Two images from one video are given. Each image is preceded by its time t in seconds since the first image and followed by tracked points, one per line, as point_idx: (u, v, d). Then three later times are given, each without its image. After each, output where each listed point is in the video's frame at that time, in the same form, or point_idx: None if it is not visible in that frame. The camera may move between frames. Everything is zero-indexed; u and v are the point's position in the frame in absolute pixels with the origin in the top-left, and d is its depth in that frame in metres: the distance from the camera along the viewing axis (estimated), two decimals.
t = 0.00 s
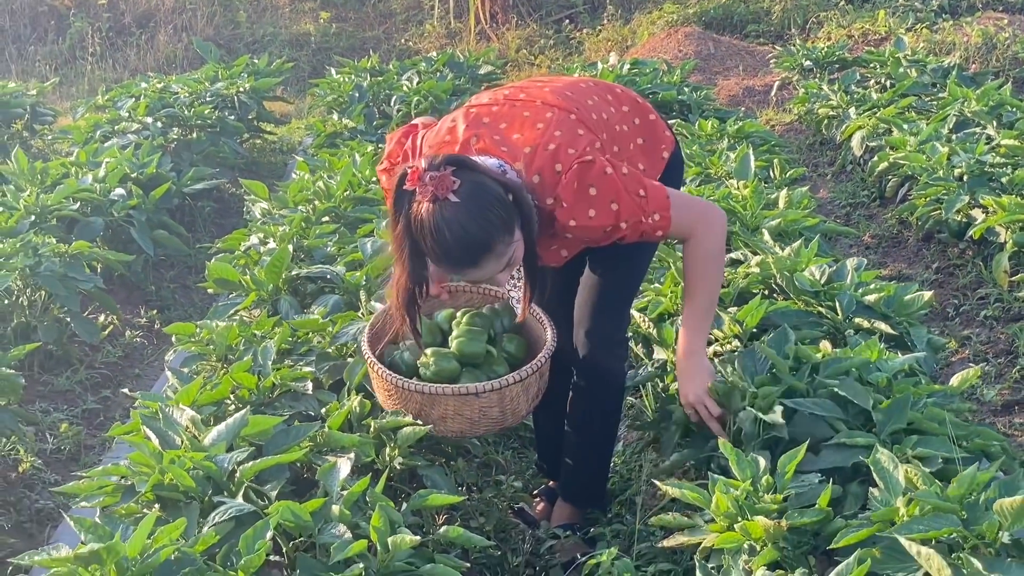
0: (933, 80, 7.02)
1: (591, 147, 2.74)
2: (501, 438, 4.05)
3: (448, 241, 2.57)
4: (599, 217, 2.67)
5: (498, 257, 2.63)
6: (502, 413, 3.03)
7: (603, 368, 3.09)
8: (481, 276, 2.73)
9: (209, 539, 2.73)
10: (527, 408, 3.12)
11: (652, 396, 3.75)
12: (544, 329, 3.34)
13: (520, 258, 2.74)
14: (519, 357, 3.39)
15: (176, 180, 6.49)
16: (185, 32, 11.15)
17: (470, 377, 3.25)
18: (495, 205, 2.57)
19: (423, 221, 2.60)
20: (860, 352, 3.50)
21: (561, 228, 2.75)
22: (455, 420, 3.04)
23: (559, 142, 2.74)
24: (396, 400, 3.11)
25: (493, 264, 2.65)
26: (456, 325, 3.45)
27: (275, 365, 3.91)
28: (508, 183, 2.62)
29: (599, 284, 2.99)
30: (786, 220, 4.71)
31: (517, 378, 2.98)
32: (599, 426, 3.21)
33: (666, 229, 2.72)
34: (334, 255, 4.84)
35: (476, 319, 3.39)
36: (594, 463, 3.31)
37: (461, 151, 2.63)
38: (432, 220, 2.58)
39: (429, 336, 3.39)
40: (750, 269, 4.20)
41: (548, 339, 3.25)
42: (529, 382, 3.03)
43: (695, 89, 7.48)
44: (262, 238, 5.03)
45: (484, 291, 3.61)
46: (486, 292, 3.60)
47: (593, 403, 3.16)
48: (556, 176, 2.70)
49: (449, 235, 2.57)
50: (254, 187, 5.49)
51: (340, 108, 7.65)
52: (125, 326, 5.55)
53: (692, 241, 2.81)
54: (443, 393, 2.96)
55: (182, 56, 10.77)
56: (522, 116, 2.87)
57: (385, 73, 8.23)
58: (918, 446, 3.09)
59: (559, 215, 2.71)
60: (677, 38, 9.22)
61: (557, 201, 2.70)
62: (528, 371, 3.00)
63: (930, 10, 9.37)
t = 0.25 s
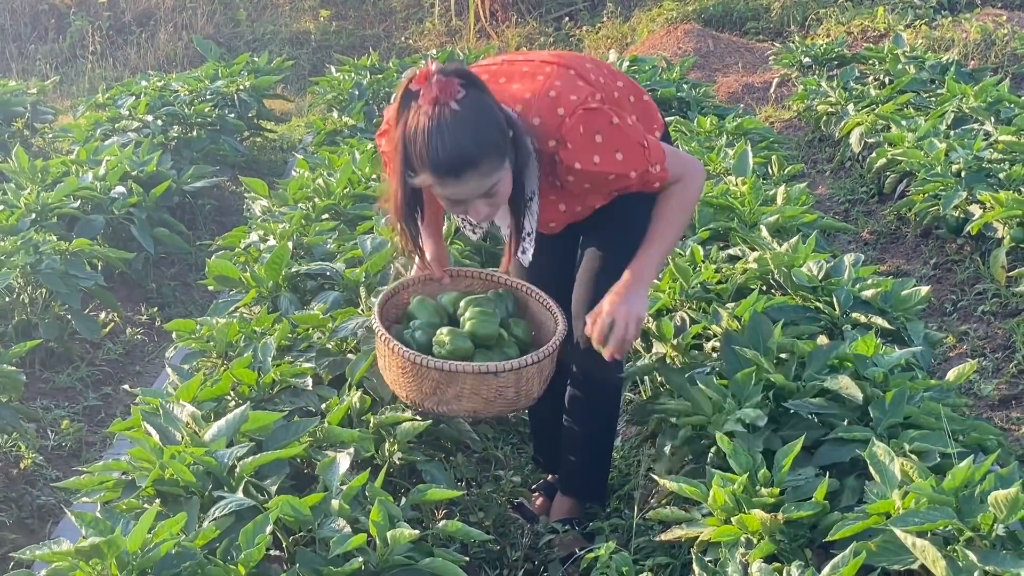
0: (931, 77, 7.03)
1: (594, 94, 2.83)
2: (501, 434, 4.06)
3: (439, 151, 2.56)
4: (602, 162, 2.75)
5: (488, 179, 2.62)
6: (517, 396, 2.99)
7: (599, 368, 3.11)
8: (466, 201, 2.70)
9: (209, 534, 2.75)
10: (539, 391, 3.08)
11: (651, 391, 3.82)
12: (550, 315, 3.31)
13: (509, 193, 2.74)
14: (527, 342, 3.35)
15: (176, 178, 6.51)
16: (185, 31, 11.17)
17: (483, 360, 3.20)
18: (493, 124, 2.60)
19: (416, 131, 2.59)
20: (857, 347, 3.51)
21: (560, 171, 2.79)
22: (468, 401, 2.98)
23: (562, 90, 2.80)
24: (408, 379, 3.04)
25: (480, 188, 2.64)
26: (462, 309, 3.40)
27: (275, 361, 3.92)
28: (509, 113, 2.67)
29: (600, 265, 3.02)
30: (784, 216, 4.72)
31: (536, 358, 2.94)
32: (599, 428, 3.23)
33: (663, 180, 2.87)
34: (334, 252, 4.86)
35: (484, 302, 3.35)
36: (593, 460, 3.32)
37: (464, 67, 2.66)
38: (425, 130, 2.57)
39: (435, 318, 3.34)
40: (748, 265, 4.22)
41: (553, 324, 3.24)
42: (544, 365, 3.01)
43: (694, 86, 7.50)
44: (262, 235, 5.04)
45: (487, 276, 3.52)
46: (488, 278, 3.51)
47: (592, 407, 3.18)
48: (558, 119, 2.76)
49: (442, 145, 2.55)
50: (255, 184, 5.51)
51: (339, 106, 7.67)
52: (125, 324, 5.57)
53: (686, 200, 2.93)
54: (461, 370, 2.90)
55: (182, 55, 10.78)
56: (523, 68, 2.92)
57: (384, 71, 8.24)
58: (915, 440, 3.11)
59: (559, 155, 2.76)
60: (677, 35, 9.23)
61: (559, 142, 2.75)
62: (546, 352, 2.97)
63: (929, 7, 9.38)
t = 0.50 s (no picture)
0: (927, 74, 7.05)
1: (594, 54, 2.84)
2: (498, 431, 4.06)
3: (456, 85, 2.59)
4: (598, 111, 2.72)
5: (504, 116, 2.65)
6: (540, 354, 2.90)
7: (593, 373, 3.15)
8: (478, 139, 2.72)
9: (206, 530, 2.74)
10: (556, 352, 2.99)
11: (646, 387, 3.84)
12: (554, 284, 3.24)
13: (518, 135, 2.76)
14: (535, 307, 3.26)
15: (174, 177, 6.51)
16: (183, 30, 11.18)
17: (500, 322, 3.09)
18: (507, 59, 2.64)
19: (431, 63, 2.63)
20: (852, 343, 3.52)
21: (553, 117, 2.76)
22: (492, 361, 2.87)
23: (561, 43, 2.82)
24: (425, 342, 2.92)
25: (492, 123, 2.66)
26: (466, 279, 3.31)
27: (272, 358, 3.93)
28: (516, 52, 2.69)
29: (588, 260, 3.06)
30: (780, 213, 4.73)
31: (558, 314, 2.86)
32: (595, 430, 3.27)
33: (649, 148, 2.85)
34: (331, 250, 4.87)
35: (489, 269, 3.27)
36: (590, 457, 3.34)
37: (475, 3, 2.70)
38: (442, 64, 2.61)
39: (442, 288, 3.23)
40: (745, 261, 4.23)
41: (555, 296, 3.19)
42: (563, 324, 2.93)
43: (691, 83, 7.51)
44: (259, 233, 5.05)
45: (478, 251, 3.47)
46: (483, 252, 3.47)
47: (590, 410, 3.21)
48: (558, 65, 2.74)
49: (458, 78, 2.60)
50: (252, 182, 5.51)
51: (337, 104, 7.68)
52: (123, 322, 5.57)
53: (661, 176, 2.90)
54: (486, 327, 2.80)
55: (180, 54, 10.78)
56: (521, 28, 2.94)
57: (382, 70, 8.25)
58: (909, 435, 3.12)
59: (554, 99, 2.73)
60: (674, 33, 9.23)
61: (560, 86, 2.72)
62: (566, 308, 2.90)
63: (926, 4, 9.40)
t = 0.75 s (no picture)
0: (920, 72, 7.09)
1: (593, 81, 2.90)
2: (491, 428, 4.07)
3: (460, 89, 2.58)
4: (586, 134, 2.73)
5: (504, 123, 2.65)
6: (533, 347, 2.93)
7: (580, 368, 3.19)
8: (479, 143, 2.70)
9: (201, 525, 2.76)
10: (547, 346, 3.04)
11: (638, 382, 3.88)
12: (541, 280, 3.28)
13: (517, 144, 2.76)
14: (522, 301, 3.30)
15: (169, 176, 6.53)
16: (178, 30, 11.19)
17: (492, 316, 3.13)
18: (509, 68, 2.65)
19: (434, 71, 2.63)
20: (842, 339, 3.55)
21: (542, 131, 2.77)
22: (486, 355, 2.90)
23: (557, 61, 2.86)
24: (417, 340, 2.96)
25: (496, 129, 2.66)
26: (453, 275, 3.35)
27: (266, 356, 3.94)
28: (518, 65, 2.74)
29: (572, 261, 3.07)
30: (772, 210, 4.76)
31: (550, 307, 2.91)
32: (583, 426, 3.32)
33: (622, 194, 2.75)
34: (326, 248, 4.89)
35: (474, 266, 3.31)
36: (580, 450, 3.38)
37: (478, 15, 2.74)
38: (446, 69, 2.61)
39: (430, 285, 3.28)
40: (736, 258, 4.25)
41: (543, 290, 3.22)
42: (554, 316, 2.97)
43: (684, 82, 7.54)
44: (254, 232, 5.06)
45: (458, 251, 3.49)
46: (467, 250, 3.49)
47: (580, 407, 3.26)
48: (555, 85, 2.78)
49: (462, 83, 2.59)
50: (246, 181, 5.53)
51: (331, 104, 7.70)
52: (119, 321, 5.58)
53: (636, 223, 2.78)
54: (481, 321, 2.83)
55: (175, 54, 10.78)
56: (518, 41, 2.97)
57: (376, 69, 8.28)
58: (898, 430, 3.14)
59: (546, 114, 2.75)
60: (668, 32, 9.26)
61: (554, 106, 2.75)
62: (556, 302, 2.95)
63: (918, 3, 9.44)
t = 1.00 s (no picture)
0: (910, 71, 7.15)
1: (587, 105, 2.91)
2: (484, 422, 4.11)
3: (460, 99, 2.63)
4: (566, 159, 2.77)
5: (501, 136, 2.69)
6: (517, 343, 2.97)
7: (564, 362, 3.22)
8: (475, 152, 2.74)
9: (197, 515, 2.80)
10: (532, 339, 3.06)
11: (629, 375, 3.93)
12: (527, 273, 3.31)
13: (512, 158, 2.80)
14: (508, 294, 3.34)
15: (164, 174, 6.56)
16: (172, 31, 11.22)
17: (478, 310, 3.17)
18: (509, 82, 2.69)
19: (436, 80, 2.68)
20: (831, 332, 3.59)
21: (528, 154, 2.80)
22: (470, 349, 2.93)
23: (555, 83, 2.88)
24: (404, 334, 3.00)
25: (493, 139, 2.69)
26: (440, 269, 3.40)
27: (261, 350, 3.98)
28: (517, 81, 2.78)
29: (559, 253, 3.11)
30: (762, 207, 4.80)
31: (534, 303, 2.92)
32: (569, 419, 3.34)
33: (600, 216, 2.79)
34: (320, 245, 4.92)
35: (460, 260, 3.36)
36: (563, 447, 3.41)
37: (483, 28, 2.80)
38: (448, 78, 2.66)
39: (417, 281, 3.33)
40: (727, 254, 4.30)
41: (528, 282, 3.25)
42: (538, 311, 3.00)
43: (677, 81, 7.59)
44: (249, 229, 5.10)
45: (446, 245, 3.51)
46: (456, 244, 3.50)
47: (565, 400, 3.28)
48: (549, 109, 2.80)
49: (462, 94, 2.64)
50: (241, 179, 5.57)
51: (326, 103, 7.74)
52: (115, 318, 5.62)
53: (616, 240, 2.84)
54: (466, 317, 2.86)
55: (170, 54, 10.80)
56: (520, 57, 3.01)
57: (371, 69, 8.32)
58: (884, 420, 3.19)
59: (533, 138, 2.78)
60: (661, 32, 9.30)
61: (543, 129, 2.78)
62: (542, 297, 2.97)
63: (910, 3, 9.51)
